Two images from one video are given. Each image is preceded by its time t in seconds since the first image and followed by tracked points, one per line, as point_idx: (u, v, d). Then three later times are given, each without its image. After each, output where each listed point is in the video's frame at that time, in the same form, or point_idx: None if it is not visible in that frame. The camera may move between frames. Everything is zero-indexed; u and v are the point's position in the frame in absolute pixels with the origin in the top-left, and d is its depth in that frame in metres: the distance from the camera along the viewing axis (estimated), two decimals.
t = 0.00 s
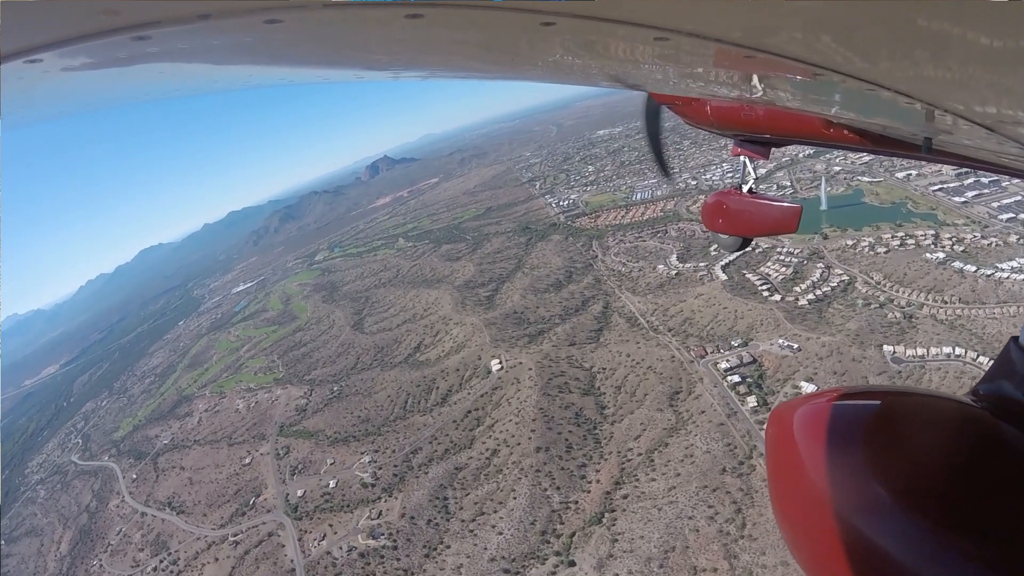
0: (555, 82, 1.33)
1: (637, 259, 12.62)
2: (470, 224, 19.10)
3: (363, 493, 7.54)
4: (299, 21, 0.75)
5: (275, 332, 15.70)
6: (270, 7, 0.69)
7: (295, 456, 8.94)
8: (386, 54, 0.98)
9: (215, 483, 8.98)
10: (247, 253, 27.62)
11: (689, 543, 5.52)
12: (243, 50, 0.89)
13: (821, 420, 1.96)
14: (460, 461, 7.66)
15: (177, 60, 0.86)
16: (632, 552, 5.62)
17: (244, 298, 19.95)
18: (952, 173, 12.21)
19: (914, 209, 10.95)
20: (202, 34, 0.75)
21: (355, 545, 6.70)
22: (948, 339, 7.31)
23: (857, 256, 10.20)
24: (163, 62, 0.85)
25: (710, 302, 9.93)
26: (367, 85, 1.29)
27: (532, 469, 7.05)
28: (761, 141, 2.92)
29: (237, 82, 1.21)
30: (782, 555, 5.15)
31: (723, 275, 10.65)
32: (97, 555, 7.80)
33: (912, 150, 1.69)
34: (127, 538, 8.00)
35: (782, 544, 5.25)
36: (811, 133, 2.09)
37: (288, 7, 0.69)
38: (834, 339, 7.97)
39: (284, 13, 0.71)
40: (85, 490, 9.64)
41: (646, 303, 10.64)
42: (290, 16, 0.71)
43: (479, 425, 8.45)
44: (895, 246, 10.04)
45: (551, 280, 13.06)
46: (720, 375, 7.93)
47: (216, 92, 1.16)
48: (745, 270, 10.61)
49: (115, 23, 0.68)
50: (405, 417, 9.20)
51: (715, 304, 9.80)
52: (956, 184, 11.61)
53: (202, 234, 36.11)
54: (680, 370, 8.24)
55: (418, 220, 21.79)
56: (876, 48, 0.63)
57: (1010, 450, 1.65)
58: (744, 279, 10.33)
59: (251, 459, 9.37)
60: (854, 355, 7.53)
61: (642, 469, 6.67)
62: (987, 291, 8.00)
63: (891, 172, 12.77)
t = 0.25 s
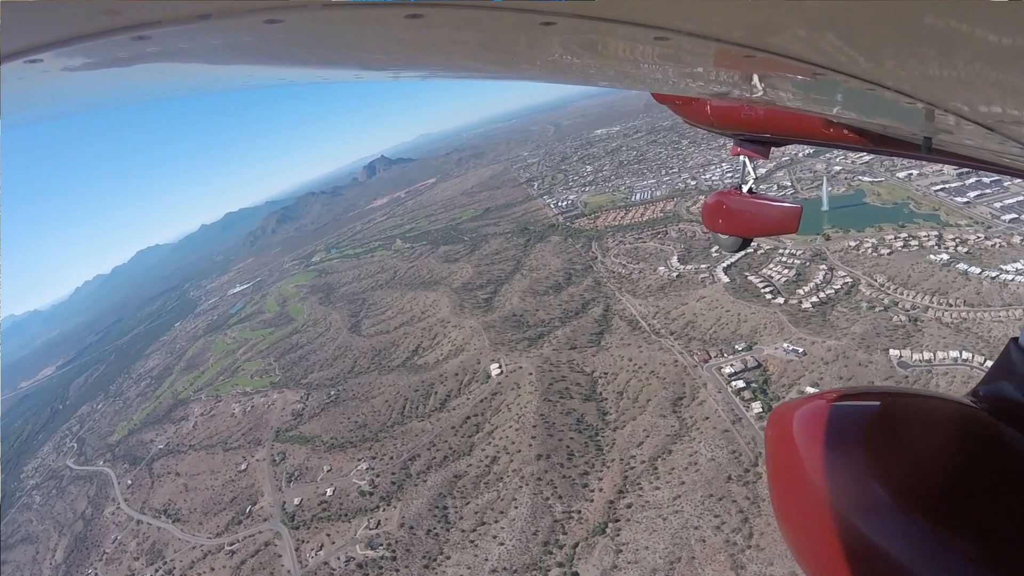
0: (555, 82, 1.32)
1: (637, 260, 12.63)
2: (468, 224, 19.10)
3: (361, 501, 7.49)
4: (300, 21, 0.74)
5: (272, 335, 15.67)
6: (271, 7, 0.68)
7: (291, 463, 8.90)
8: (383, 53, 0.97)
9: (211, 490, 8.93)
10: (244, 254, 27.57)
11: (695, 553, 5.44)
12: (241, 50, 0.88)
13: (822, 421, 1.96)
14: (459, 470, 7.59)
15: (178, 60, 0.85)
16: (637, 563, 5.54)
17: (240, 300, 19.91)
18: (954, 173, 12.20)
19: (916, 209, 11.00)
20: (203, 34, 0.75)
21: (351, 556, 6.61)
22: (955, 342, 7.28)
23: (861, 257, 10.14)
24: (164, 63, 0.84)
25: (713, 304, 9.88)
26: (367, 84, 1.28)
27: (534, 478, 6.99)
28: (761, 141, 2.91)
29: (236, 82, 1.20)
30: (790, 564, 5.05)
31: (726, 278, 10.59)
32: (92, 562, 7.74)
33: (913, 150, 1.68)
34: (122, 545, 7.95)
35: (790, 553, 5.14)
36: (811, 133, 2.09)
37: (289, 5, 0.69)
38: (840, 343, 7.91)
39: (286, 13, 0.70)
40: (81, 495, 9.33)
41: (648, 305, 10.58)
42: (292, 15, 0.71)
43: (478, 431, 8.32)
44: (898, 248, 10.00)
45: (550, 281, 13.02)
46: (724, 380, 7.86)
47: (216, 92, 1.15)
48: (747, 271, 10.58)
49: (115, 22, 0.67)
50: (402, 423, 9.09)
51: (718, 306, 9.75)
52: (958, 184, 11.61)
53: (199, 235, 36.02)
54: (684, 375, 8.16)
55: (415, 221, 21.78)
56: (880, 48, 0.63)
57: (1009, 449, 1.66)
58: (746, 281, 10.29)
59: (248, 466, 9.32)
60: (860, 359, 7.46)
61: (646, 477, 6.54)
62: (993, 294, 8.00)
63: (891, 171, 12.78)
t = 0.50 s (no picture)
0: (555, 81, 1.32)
1: (638, 261, 12.61)
2: (466, 225, 19.09)
3: (358, 509, 7.29)
4: (300, 20, 0.75)
5: (268, 338, 15.61)
6: (271, 7, 0.68)
7: (288, 468, 8.75)
8: (379, 53, 0.97)
9: (207, 497, 8.76)
10: (241, 256, 27.49)
11: (701, 563, 5.26)
12: (238, 50, 0.88)
13: (822, 422, 1.96)
14: (458, 476, 7.42)
15: (177, 59, 0.86)
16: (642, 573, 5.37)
17: (237, 302, 19.86)
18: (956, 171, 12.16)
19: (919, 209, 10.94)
20: (202, 33, 0.75)
21: (349, 565, 6.45)
22: (962, 346, 7.11)
23: (864, 257, 10.05)
24: (164, 62, 0.85)
25: (716, 307, 9.73)
26: (365, 84, 1.27)
27: (534, 486, 6.80)
28: (761, 140, 2.91)
29: (236, 82, 1.20)
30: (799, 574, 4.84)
31: (728, 279, 10.46)
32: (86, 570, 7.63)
33: (913, 150, 1.67)
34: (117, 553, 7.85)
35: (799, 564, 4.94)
36: (811, 134, 2.08)
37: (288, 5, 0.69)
38: (845, 347, 7.69)
39: (286, 12, 0.70)
40: (76, 501, 9.22)
41: (649, 308, 10.51)
42: (292, 15, 0.71)
43: (478, 437, 8.17)
44: (902, 249, 9.84)
45: (550, 283, 12.97)
46: (728, 387, 7.62)
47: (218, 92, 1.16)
48: (750, 273, 10.52)
49: (115, 23, 0.67)
50: (400, 429, 8.96)
51: (720, 310, 9.60)
52: (960, 183, 11.55)
53: (196, 236, 35.92)
54: (688, 381, 7.95)
55: (413, 222, 21.75)
56: (884, 47, 0.62)
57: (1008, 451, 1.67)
58: (750, 283, 10.19)
59: (243, 471, 9.15)
60: (867, 364, 7.25)
61: (650, 486, 6.35)
62: (999, 295, 7.82)
63: (893, 170, 12.75)
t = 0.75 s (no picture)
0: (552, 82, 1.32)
1: (639, 262, 12.59)
2: (464, 225, 19.09)
3: (356, 518, 7.14)
4: (300, 21, 0.75)
5: (264, 340, 15.56)
6: (271, 7, 0.69)
7: (285, 476, 8.59)
8: (375, 53, 0.97)
9: (202, 504, 8.53)
10: (238, 256, 27.41)
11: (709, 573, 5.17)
12: (237, 51, 0.88)
13: (822, 422, 1.94)
14: (458, 484, 7.28)
15: (177, 60, 0.86)
16: None
17: (233, 303, 19.79)
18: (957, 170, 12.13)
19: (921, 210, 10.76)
20: (201, 34, 0.76)
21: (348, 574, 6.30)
22: (969, 349, 7.02)
23: (867, 258, 10.07)
24: (163, 63, 0.85)
25: (719, 309, 9.71)
26: (364, 84, 1.27)
27: (536, 493, 6.69)
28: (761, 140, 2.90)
29: (236, 82, 1.20)
30: None
31: (732, 281, 10.39)
32: None
33: (913, 149, 1.66)
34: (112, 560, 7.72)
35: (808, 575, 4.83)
36: (811, 133, 2.07)
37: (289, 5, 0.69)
38: (851, 348, 7.70)
39: (286, 12, 0.71)
40: (71, 507, 9.11)
41: (651, 310, 10.48)
42: (291, 15, 0.72)
43: (478, 443, 8.05)
44: (906, 249, 9.81)
45: (550, 284, 12.94)
46: (733, 389, 7.55)
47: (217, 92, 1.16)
48: (751, 274, 10.50)
49: (117, 24, 0.68)
50: (399, 433, 8.83)
51: (724, 312, 9.56)
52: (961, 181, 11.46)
53: (194, 237, 35.79)
54: (692, 385, 7.84)
55: (410, 222, 21.73)
56: (889, 46, 0.62)
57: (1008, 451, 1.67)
58: (752, 284, 10.17)
59: (240, 478, 9.00)
60: (874, 367, 7.18)
61: (654, 493, 6.30)
62: (1004, 296, 7.69)
63: (894, 169, 12.74)
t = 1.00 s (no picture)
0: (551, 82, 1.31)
1: (639, 263, 12.58)
2: (463, 226, 19.11)
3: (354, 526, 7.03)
4: (302, 21, 0.74)
5: (261, 343, 15.52)
6: (273, 7, 0.68)
7: (281, 481, 8.46)
8: (373, 53, 0.95)
9: (197, 511, 8.37)
10: (235, 257, 27.36)
11: None
12: (238, 51, 0.87)
13: (823, 423, 1.94)
14: (457, 492, 7.17)
15: (179, 60, 0.85)
16: None
17: (230, 305, 19.76)
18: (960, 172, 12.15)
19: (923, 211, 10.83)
20: (203, 35, 0.75)
21: None
22: (976, 352, 6.93)
23: (872, 261, 9.93)
24: (164, 63, 0.84)
25: (722, 312, 9.57)
26: (365, 83, 1.26)
27: (537, 502, 6.58)
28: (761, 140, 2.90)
29: (237, 82, 1.19)
30: None
31: (735, 284, 10.27)
32: None
33: (913, 149, 1.66)
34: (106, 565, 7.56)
35: None
36: (810, 134, 2.07)
37: (292, 5, 0.68)
38: (857, 354, 7.55)
39: (288, 13, 0.70)
40: (66, 512, 8.94)
41: (654, 313, 10.33)
42: (293, 15, 0.71)
43: (478, 449, 7.92)
44: (910, 251, 9.76)
45: (550, 286, 12.90)
46: (739, 395, 7.41)
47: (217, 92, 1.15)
48: (754, 275, 10.40)
49: (117, 24, 0.67)
50: (396, 440, 8.72)
51: (727, 315, 9.42)
52: (963, 183, 11.51)
53: (190, 237, 35.66)
54: (696, 390, 7.73)
55: (408, 223, 21.72)
56: (895, 46, 0.61)
57: (1011, 451, 1.66)
58: (755, 286, 10.04)
59: (236, 483, 8.81)
60: (880, 372, 7.09)
61: (658, 501, 6.16)
62: (1010, 300, 7.66)
63: (896, 170, 12.75)
